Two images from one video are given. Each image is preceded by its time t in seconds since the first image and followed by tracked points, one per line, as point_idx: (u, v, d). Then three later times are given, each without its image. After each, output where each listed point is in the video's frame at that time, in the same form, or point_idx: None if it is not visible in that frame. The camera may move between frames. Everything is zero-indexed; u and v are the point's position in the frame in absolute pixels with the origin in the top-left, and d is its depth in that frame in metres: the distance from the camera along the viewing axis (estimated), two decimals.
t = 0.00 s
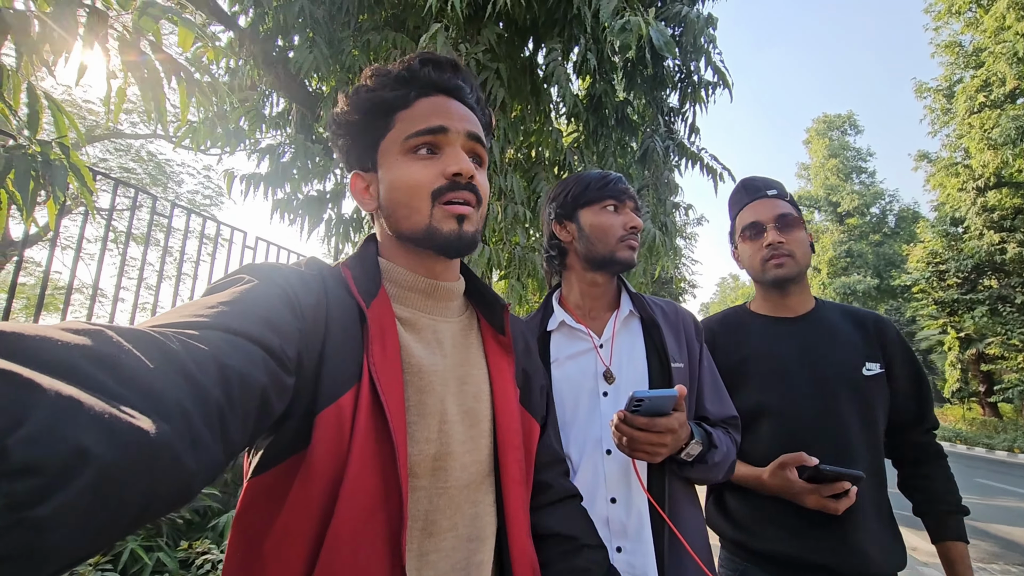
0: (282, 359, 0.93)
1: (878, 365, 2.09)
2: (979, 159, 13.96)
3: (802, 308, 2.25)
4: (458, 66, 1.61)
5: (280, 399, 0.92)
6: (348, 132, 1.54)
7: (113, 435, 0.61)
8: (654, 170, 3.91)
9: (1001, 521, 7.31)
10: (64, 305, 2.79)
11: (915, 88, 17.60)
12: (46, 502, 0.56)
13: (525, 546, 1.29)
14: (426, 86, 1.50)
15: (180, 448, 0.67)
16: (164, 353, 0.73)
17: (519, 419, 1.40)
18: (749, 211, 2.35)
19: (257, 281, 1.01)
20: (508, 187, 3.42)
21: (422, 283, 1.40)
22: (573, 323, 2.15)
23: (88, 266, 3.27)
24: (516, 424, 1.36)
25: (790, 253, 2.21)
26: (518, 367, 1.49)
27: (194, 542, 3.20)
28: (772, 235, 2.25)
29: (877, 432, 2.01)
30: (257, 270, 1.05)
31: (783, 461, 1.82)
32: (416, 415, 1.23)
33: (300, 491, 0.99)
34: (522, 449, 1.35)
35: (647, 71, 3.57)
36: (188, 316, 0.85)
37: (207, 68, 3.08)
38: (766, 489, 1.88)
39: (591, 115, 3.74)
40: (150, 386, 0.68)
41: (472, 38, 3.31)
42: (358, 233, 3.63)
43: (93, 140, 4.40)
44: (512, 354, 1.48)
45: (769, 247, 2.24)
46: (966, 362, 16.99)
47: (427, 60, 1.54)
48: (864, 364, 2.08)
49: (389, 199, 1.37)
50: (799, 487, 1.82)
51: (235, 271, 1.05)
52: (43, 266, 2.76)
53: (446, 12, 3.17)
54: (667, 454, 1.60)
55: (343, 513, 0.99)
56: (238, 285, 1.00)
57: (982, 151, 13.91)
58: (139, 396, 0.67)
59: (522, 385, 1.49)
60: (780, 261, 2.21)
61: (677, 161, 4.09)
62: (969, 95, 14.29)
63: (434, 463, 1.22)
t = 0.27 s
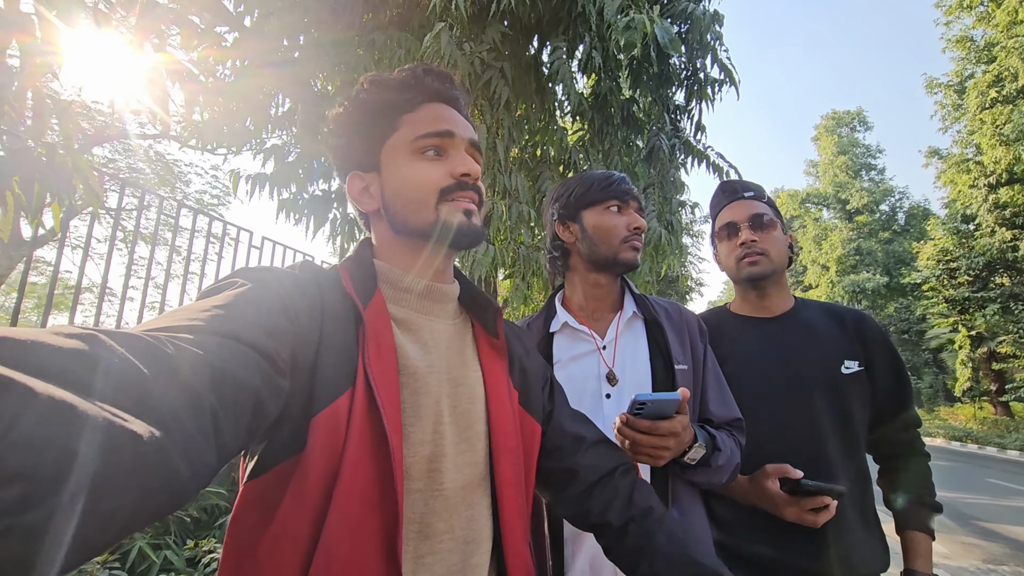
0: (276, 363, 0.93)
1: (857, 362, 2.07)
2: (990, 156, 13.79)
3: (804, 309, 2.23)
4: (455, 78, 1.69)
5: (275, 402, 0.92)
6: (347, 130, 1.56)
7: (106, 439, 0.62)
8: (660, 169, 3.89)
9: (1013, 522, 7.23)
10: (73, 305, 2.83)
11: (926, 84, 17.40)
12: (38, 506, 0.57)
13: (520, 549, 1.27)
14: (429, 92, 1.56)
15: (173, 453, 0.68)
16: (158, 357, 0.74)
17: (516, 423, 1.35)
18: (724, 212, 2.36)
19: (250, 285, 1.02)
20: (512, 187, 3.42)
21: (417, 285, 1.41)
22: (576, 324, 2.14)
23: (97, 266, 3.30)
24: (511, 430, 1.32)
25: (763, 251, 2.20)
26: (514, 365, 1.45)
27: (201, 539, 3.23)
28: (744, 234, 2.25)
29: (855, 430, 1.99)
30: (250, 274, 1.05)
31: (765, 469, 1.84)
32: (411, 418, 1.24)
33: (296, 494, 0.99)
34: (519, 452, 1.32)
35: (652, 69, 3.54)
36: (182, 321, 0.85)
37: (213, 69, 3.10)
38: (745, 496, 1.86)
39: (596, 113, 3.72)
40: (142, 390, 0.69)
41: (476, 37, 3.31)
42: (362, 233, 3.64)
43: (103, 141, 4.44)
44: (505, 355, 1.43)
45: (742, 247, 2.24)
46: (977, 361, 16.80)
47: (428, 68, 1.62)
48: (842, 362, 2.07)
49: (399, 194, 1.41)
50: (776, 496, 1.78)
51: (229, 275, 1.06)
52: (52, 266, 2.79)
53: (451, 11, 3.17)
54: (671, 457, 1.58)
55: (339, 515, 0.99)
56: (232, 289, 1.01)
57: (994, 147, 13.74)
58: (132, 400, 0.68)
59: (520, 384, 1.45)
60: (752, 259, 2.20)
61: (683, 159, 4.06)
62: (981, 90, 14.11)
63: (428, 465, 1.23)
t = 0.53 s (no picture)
0: (278, 364, 0.94)
1: (850, 358, 2.07)
2: (995, 148, 13.69)
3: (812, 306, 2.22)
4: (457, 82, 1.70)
5: (277, 404, 0.93)
6: (350, 129, 1.56)
7: (108, 439, 0.62)
8: (662, 164, 3.87)
9: (1016, 515, 7.23)
10: (77, 303, 2.83)
11: (930, 76, 17.27)
12: (37, 508, 0.56)
13: (523, 551, 1.27)
14: (433, 94, 1.57)
15: (174, 454, 0.68)
16: (161, 359, 0.74)
17: (518, 427, 1.35)
18: (713, 210, 2.35)
19: (252, 288, 1.03)
20: (514, 183, 3.41)
21: (420, 287, 1.41)
22: (580, 323, 2.15)
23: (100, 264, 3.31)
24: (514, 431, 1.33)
25: (750, 249, 2.20)
26: (517, 366, 1.45)
27: (207, 536, 3.25)
28: (732, 232, 2.24)
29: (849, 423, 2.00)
30: (253, 278, 1.06)
31: (760, 475, 1.81)
32: (414, 420, 1.25)
33: (299, 495, 1.00)
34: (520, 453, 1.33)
35: (654, 64, 3.53)
36: (185, 323, 0.86)
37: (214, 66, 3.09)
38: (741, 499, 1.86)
39: (597, 109, 3.71)
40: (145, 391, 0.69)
41: (477, 32, 3.30)
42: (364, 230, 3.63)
43: (104, 139, 4.45)
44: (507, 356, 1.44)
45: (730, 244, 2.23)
46: (981, 355, 16.74)
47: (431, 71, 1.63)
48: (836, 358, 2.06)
49: (404, 195, 1.42)
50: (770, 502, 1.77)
51: (232, 278, 1.07)
52: (56, 264, 2.80)
53: (452, 6, 3.16)
54: (675, 455, 1.59)
55: (342, 517, 1.00)
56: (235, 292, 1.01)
57: (999, 139, 13.66)
58: (135, 400, 0.68)
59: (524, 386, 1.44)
60: (740, 256, 2.20)
61: (685, 154, 4.05)
62: (985, 82, 14.01)
63: (433, 467, 1.23)
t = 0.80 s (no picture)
0: (280, 365, 0.94)
1: (854, 355, 2.06)
2: (999, 142, 13.62)
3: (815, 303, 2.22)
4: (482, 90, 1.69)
5: (278, 405, 0.93)
6: (373, 124, 1.54)
7: (111, 437, 0.62)
8: (664, 160, 3.86)
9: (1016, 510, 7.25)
10: (79, 299, 2.83)
11: (934, 70, 17.16)
12: (39, 506, 0.56)
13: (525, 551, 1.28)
14: (459, 100, 1.56)
15: (176, 454, 0.68)
16: (163, 359, 0.75)
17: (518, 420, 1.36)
18: (714, 211, 2.34)
19: (254, 288, 1.04)
20: (515, 179, 3.40)
21: (422, 288, 1.41)
22: (582, 323, 2.15)
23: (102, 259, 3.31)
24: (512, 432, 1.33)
25: (755, 248, 2.19)
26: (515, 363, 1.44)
27: (209, 532, 3.26)
28: (735, 233, 2.24)
29: (852, 420, 1.99)
30: (254, 278, 1.07)
31: (767, 478, 1.79)
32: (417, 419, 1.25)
33: (302, 497, 1.00)
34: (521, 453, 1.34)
35: (656, 59, 3.51)
36: (187, 324, 0.86)
37: (215, 62, 3.09)
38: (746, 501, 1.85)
39: (599, 104, 3.70)
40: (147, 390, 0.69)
41: (478, 27, 3.28)
42: (366, 226, 3.63)
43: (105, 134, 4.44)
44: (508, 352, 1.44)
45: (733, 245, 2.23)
46: (984, 350, 16.71)
47: (459, 79, 1.61)
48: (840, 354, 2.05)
49: (421, 201, 1.42)
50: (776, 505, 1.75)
51: (234, 279, 1.07)
52: (57, 259, 2.80)
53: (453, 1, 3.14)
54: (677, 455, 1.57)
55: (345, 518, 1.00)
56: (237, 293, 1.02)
57: (1003, 133, 13.60)
58: (136, 399, 0.68)
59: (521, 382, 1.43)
60: (744, 256, 2.19)
61: (687, 149, 4.03)
62: (990, 76, 13.93)
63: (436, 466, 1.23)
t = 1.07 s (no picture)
0: (274, 374, 0.94)
1: (864, 357, 2.08)
2: (995, 138, 13.67)
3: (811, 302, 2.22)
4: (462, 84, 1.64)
5: (273, 413, 0.93)
6: (353, 136, 1.52)
7: (106, 449, 0.62)
8: (661, 158, 3.86)
9: (1010, 504, 7.31)
10: (75, 298, 2.82)
11: (930, 66, 17.19)
12: (34, 519, 0.56)
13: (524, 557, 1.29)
14: (436, 99, 1.52)
15: (170, 465, 0.68)
16: (156, 370, 0.75)
17: (514, 422, 1.36)
18: (721, 212, 2.34)
19: (249, 295, 1.04)
20: (512, 178, 3.40)
21: (418, 292, 1.40)
22: (581, 325, 2.14)
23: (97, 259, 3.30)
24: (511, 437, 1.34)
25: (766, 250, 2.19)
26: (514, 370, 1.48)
27: (208, 531, 3.26)
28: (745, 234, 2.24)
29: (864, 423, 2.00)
30: (248, 285, 1.07)
31: (777, 486, 1.80)
32: (414, 426, 1.25)
33: (298, 506, 1.01)
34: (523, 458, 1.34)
35: (652, 57, 3.51)
36: (181, 333, 0.86)
37: (209, 60, 3.07)
38: (753, 506, 1.86)
39: (596, 102, 3.70)
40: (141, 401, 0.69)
41: (474, 25, 3.27)
42: (362, 224, 3.62)
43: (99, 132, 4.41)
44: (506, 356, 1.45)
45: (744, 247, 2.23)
46: (979, 345, 16.79)
47: (432, 77, 1.58)
48: (850, 357, 2.07)
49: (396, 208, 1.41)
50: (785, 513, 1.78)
51: (227, 286, 1.07)
52: (52, 259, 2.78)
53: None
54: (676, 459, 1.59)
55: (341, 527, 1.01)
56: (231, 301, 1.02)
57: (998, 129, 13.64)
58: (131, 410, 0.68)
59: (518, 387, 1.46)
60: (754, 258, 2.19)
61: (684, 147, 4.04)
62: (985, 72, 13.98)
63: (433, 472, 1.23)
